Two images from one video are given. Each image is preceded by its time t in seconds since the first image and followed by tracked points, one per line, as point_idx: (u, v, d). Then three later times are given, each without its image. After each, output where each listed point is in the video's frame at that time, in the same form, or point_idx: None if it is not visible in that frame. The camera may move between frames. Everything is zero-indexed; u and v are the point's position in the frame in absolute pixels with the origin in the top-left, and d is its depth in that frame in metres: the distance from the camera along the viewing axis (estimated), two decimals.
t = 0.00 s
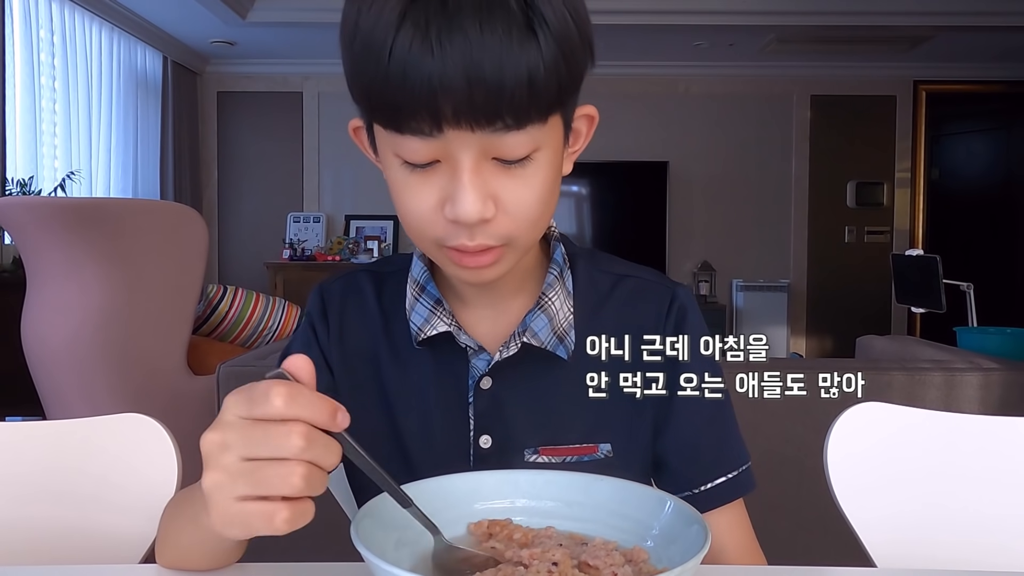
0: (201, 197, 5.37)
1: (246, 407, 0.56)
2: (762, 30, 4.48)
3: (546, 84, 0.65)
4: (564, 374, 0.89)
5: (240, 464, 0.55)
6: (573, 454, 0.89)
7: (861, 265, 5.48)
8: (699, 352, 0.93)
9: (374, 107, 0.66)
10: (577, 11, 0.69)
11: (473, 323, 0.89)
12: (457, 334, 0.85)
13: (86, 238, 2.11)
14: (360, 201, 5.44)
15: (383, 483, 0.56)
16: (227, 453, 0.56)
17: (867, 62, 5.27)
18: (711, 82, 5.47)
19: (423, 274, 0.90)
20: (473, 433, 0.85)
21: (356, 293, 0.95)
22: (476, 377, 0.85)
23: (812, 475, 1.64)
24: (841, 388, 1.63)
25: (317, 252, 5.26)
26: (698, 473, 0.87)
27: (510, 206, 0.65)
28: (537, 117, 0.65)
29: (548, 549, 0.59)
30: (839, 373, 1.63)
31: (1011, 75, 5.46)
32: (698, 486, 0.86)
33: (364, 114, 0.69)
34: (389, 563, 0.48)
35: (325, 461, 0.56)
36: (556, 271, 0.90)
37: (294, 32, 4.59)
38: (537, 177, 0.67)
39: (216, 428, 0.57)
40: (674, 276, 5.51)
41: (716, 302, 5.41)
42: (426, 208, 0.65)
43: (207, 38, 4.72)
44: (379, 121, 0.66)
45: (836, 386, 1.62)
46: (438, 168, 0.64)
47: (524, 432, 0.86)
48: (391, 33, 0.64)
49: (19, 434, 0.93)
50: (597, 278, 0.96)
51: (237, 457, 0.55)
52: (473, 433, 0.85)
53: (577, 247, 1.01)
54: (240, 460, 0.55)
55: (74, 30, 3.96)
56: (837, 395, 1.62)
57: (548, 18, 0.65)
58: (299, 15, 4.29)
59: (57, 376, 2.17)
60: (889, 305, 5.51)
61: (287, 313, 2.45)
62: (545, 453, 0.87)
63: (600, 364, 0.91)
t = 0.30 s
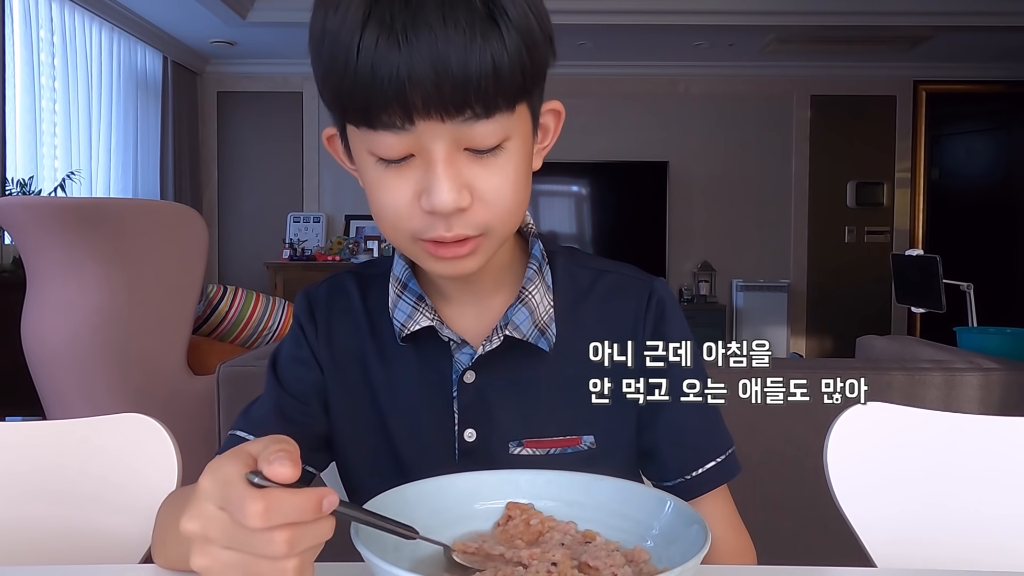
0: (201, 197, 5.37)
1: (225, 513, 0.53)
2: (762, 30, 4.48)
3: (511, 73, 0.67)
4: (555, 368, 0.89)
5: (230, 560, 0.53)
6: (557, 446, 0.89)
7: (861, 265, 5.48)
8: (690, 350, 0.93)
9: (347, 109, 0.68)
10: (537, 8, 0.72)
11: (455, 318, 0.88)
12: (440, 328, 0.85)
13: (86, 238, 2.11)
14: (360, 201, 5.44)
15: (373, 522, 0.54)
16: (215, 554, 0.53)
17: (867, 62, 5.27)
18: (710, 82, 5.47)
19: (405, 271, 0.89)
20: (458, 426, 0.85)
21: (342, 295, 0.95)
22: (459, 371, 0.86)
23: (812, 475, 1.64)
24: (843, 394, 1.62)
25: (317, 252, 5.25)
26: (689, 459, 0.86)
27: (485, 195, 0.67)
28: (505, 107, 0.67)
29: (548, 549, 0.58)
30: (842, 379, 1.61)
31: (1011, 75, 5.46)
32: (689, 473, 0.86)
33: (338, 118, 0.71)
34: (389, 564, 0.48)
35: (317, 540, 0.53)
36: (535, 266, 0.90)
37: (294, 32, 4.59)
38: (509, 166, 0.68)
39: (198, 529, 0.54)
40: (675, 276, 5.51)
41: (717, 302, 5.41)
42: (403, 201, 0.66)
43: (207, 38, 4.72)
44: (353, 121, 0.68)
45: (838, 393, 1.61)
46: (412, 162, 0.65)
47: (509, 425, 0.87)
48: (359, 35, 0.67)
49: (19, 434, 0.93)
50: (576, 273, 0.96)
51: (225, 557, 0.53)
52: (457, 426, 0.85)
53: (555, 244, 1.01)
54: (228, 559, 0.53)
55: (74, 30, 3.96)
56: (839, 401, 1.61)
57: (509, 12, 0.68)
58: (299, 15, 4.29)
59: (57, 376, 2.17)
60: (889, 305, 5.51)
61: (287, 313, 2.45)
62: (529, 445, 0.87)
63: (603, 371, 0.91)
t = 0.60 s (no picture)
0: (201, 197, 5.37)
1: (197, 540, 0.53)
2: (763, 30, 4.48)
3: (507, 61, 0.68)
4: (555, 365, 0.89)
5: None
6: (554, 442, 0.88)
7: (861, 265, 5.48)
8: (687, 351, 0.93)
9: (347, 101, 0.68)
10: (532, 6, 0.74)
11: (454, 315, 0.88)
12: (439, 324, 0.85)
13: (86, 238, 2.11)
14: (360, 201, 5.44)
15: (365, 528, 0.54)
16: None
17: (867, 62, 5.27)
18: (710, 82, 5.47)
19: (404, 269, 0.89)
20: (456, 422, 0.85)
21: (341, 295, 0.95)
22: (458, 368, 0.86)
23: (812, 474, 1.64)
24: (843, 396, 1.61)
25: (317, 252, 5.25)
26: (685, 457, 0.86)
27: (485, 181, 0.66)
28: (502, 94, 0.67)
29: (549, 549, 0.58)
30: (842, 381, 1.60)
31: (1010, 75, 5.45)
32: (686, 470, 0.86)
33: (338, 114, 0.71)
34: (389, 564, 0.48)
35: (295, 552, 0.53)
36: (533, 263, 0.90)
37: (295, 32, 4.59)
38: (508, 154, 0.67)
39: (175, 558, 0.54)
40: (675, 276, 5.51)
41: (716, 302, 5.41)
42: (404, 189, 0.65)
43: (207, 38, 4.73)
44: (353, 113, 0.68)
45: (838, 395, 1.60)
46: (412, 149, 0.65)
47: (506, 422, 0.87)
48: (359, 29, 0.68)
49: (18, 434, 0.93)
50: (575, 272, 0.96)
51: None
52: (456, 423, 0.85)
53: (553, 243, 1.01)
54: None
55: (74, 30, 3.95)
56: (840, 402, 1.60)
57: (505, 5, 0.70)
58: (299, 15, 4.29)
59: (57, 375, 2.17)
60: (889, 305, 5.51)
61: (287, 313, 2.45)
62: (526, 442, 0.87)
63: (603, 372, 0.91)
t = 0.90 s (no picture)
0: (201, 197, 5.37)
1: (175, 527, 0.53)
2: (763, 30, 4.48)
3: (513, 59, 0.68)
4: (559, 366, 0.89)
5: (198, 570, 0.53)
6: (557, 444, 0.89)
7: (861, 265, 5.48)
8: (687, 352, 0.93)
9: (353, 97, 0.68)
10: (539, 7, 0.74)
11: (458, 316, 0.88)
12: (444, 325, 0.85)
13: (86, 238, 2.11)
14: (360, 201, 5.45)
15: (354, 502, 0.55)
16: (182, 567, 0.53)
17: (867, 62, 5.27)
18: (710, 82, 5.47)
19: (409, 270, 0.89)
20: (460, 424, 0.85)
21: (345, 296, 0.95)
22: (463, 369, 0.85)
23: (812, 474, 1.64)
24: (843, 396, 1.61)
25: (317, 252, 5.25)
26: (686, 458, 0.87)
27: (489, 178, 0.65)
28: (508, 91, 0.67)
29: (548, 549, 0.58)
30: (842, 382, 1.61)
31: (1010, 75, 5.41)
32: (688, 473, 0.86)
33: (345, 110, 0.71)
34: (389, 563, 0.48)
35: (276, 530, 0.54)
36: (538, 265, 0.90)
37: (295, 32, 4.59)
38: (512, 151, 0.67)
39: (158, 549, 0.54)
40: (674, 276, 5.51)
41: (716, 302, 5.41)
42: (408, 185, 0.65)
43: (208, 38, 4.73)
44: (359, 109, 0.68)
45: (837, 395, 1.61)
46: (417, 145, 0.64)
47: (510, 423, 0.86)
48: (366, 26, 0.68)
49: (18, 433, 0.93)
50: (578, 273, 0.95)
51: (194, 567, 0.53)
52: (459, 424, 0.85)
53: (557, 244, 1.01)
54: (196, 567, 0.53)
55: (74, 30, 3.95)
56: (838, 403, 1.60)
57: (513, 5, 0.70)
58: (299, 15, 4.29)
59: (57, 375, 2.17)
60: (889, 305, 5.51)
61: (287, 313, 2.45)
62: (530, 443, 0.87)
63: (602, 372, 0.91)
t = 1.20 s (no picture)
0: (201, 198, 5.37)
1: (184, 534, 0.53)
2: (763, 30, 4.48)
3: (529, 42, 0.68)
4: (561, 367, 0.89)
5: None
6: (560, 447, 0.89)
7: (861, 265, 5.48)
8: (688, 352, 0.93)
9: (369, 92, 0.68)
10: None
11: (462, 319, 0.88)
12: (447, 329, 0.85)
13: (86, 238, 2.11)
14: (360, 201, 5.45)
15: (358, 508, 0.54)
16: (190, 573, 0.53)
17: (867, 62, 5.27)
18: (710, 82, 5.47)
19: (412, 273, 0.89)
20: (463, 427, 0.85)
21: (347, 297, 0.95)
22: (465, 372, 0.85)
23: (812, 475, 1.64)
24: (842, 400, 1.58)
25: (317, 252, 5.25)
26: (687, 462, 0.87)
27: (518, 160, 0.66)
28: (525, 73, 0.67)
29: (547, 550, 0.58)
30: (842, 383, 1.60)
31: (1011, 75, 5.39)
32: (691, 477, 0.86)
33: (359, 106, 0.70)
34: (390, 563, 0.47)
35: (285, 540, 0.54)
36: (542, 268, 0.90)
37: (294, 32, 4.59)
38: (535, 134, 0.68)
39: (167, 554, 0.55)
40: (674, 276, 5.51)
41: (716, 302, 5.40)
42: (438, 173, 0.65)
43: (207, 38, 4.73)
44: (378, 102, 0.67)
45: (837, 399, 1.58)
46: (443, 132, 0.65)
47: (511, 426, 0.86)
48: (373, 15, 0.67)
49: (17, 434, 0.93)
50: (581, 275, 0.95)
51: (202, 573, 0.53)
52: (462, 426, 0.86)
53: (561, 246, 1.01)
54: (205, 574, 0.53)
55: (74, 30, 3.95)
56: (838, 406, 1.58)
57: None
58: (298, 15, 4.29)
59: (57, 375, 2.17)
60: (889, 305, 5.51)
61: (287, 313, 2.45)
62: (533, 447, 0.87)
63: (602, 374, 0.90)
